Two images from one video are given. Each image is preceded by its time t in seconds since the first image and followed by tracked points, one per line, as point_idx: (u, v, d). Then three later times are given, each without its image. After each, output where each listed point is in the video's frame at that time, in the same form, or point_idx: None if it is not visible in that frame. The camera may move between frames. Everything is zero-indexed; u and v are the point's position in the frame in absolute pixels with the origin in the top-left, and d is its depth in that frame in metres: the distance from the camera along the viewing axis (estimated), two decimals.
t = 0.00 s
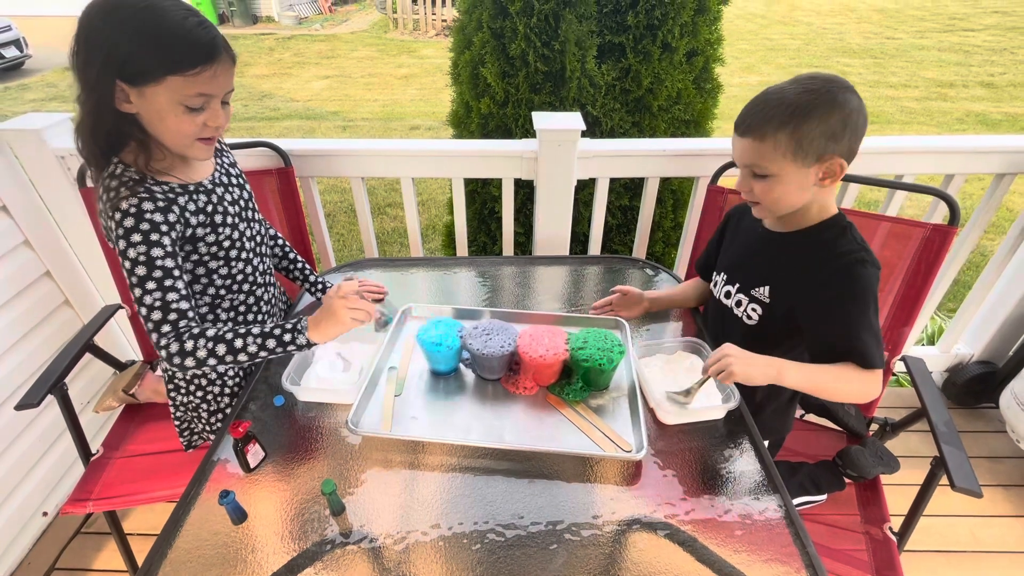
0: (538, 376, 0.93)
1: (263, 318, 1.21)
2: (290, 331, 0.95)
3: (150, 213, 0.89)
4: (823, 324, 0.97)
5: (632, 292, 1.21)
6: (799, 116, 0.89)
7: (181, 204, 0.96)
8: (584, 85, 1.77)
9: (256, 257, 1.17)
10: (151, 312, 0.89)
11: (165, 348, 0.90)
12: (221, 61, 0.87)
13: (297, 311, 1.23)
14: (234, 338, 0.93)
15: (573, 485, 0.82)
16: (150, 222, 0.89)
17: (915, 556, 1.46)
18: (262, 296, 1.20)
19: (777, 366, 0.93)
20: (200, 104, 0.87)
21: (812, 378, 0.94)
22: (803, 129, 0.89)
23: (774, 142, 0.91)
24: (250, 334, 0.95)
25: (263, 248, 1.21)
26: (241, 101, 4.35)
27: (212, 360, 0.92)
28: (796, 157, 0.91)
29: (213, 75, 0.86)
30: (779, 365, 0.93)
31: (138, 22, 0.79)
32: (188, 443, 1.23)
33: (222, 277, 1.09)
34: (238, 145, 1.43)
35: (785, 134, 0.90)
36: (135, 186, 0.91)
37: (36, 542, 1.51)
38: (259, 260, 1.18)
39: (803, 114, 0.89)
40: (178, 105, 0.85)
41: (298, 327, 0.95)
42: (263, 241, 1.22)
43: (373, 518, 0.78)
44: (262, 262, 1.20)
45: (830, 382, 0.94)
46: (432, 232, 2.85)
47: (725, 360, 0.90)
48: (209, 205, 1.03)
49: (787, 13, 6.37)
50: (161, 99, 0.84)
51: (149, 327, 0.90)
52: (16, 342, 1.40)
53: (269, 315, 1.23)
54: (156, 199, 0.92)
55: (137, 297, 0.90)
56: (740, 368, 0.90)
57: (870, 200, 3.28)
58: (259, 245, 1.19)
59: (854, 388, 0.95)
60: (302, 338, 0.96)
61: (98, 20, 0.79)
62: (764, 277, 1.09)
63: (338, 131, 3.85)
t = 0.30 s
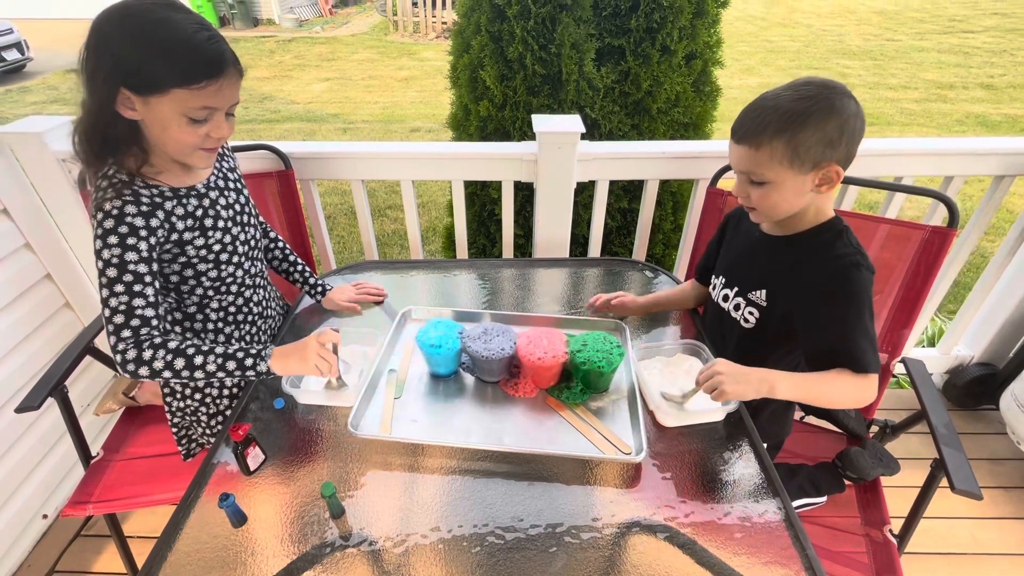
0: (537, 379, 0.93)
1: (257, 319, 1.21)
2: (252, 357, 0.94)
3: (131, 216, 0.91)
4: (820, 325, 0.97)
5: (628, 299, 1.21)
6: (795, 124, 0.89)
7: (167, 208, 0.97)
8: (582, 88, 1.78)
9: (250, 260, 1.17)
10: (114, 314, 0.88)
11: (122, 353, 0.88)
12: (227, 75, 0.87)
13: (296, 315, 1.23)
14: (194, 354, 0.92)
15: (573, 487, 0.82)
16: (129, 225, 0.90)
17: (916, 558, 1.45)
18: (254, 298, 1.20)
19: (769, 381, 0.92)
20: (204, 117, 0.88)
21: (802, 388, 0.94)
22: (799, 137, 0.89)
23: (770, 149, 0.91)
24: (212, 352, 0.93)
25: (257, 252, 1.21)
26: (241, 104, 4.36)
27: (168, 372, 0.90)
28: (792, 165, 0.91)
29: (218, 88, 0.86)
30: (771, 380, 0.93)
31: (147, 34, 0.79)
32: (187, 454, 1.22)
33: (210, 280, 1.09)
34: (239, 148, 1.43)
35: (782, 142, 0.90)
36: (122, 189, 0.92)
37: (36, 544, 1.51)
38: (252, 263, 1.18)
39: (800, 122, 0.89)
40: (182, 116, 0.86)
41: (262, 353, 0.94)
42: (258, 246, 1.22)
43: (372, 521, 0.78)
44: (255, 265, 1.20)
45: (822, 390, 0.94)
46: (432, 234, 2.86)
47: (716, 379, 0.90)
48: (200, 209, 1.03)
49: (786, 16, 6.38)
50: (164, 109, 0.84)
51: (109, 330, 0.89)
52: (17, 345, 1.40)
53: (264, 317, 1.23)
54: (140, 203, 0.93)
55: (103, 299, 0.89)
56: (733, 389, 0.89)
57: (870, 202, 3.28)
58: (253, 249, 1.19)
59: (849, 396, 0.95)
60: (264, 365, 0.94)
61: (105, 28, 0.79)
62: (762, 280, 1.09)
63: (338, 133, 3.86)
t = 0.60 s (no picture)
0: (536, 381, 0.93)
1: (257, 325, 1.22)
2: (239, 366, 0.95)
3: (121, 226, 0.91)
4: (820, 329, 0.97)
5: (626, 302, 1.21)
6: (786, 133, 0.88)
7: (160, 218, 0.98)
8: (580, 89, 1.78)
9: (248, 270, 1.18)
10: (99, 324, 0.88)
11: (106, 364, 0.89)
12: (226, 84, 0.87)
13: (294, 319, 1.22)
14: (178, 364, 0.92)
15: (573, 489, 0.82)
16: (119, 235, 0.90)
17: (917, 560, 1.45)
18: (253, 305, 1.20)
19: (780, 392, 0.92)
20: (203, 126, 0.87)
21: (815, 397, 0.93)
22: (791, 146, 0.89)
23: (762, 160, 0.91)
24: (196, 362, 0.93)
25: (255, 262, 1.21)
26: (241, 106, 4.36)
27: (153, 383, 0.90)
28: (784, 173, 0.91)
29: (218, 97, 0.86)
30: (784, 391, 0.92)
31: (146, 45, 0.79)
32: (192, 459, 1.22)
33: (205, 289, 1.10)
34: (239, 150, 1.43)
35: (774, 151, 0.90)
36: (114, 198, 0.92)
37: (35, 547, 1.50)
38: (250, 272, 1.18)
39: (790, 130, 0.88)
40: (180, 126, 0.86)
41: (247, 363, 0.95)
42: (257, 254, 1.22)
43: (371, 524, 0.78)
44: (253, 274, 1.20)
45: (833, 397, 0.94)
46: (432, 235, 2.86)
47: (727, 391, 0.89)
48: (194, 218, 1.04)
49: (785, 17, 6.39)
50: (162, 119, 0.84)
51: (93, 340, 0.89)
52: (16, 347, 1.40)
53: (265, 323, 1.24)
54: (132, 212, 0.93)
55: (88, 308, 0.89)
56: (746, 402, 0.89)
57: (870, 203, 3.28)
58: (251, 259, 1.19)
59: (860, 398, 0.95)
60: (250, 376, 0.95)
61: (103, 37, 0.79)
62: (757, 284, 1.08)
63: (338, 135, 3.86)
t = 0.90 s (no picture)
0: (536, 382, 0.93)
1: (256, 329, 1.22)
2: (227, 376, 0.96)
3: (110, 237, 0.91)
4: (821, 329, 0.97)
5: (626, 303, 1.20)
6: (785, 134, 0.88)
7: (151, 227, 0.98)
8: (580, 89, 1.78)
9: (245, 276, 1.18)
10: (89, 334, 0.90)
11: (97, 373, 0.91)
12: (222, 89, 0.88)
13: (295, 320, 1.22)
14: (167, 373, 0.95)
15: (573, 490, 0.82)
16: (108, 246, 0.91)
17: (917, 561, 1.45)
18: (251, 310, 1.20)
19: (789, 389, 0.92)
20: (200, 132, 0.89)
21: (823, 394, 0.93)
22: (790, 147, 0.89)
23: (761, 161, 0.91)
24: (185, 372, 0.96)
25: (253, 268, 1.21)
26: (242, 107, 4.37)
27: (142, 392, 0.93)
28: (784, 175, 0.91)
29: (215, 103, 0.87)
30: (791, 388, 0.92)
31: (142, 51, 0.79)
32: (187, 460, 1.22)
33: (200, 296, 1.10)
34: (239, 151, 1.43)
35: (773, 153, 0.90)
36: (105, 207, 0.92)
37: (35, 548, 1.50)
38: (247, 279, 1.18)
39: (789, 131, 0.88)
40: (177, 132, 0.87)
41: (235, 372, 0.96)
42: (255, 261, 1.22)
43: (370, 524, 0.78)
44: (251, 280, 1.20)
45: (843, 395, 0.93)
46: (432, 236, 2.86)
47: (735, 389, 0.89)
48: (187, 227, 1.03)
49: (785, 17, 6.40)
50: (158, 125, 0.85)
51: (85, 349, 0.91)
52: (16, 348, 1.40)
53: (264, 327, 1.24)
54: (121, 223, 0.93)
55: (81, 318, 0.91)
56: (754, 398, 0.89)
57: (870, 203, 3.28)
58: (249, 266, 1.19)
59: (867, 395, 0.94)
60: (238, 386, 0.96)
61: (95, 44, 0.79)
62: (758, 285, 1.08)
63: (339, 136, 3.87)
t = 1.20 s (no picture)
0: (536, 384, 0.93)
1: (257, 330, 1.23)
2: (241, 363, 1.00)
3: (111, 243, 0.92)
4: (823, 330, 0.97)
5: (626, 303, 1.20)
6: (789, 132, 0.89)
7: (150, 231, 0.98)
8: (581, 90, 1.78)
9: (245, 276, 1.18)
10: (104, 336, 0.92)
11: (117, 371, 0.94)
12: (221, 102, 0.88)
13: (297, 322, 1.23)
14: (187, 365, 0.98)
15: (573, 491, 0.82)
16: (111, 252, 0.92)
17: (918, 562, 1.45)
18: (252, 311, 1.20)
19: (792, 388, 0.92)
20: (197, 144, 0.89)
21: (827, 394, 0.93)
22: (793, 146, 0.89)
23: (764, 159, 0.91)
24: (203, 363, 0.99)
25: (252, 269, 1.21)
26: (243, 108, 4.37)
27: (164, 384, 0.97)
28: (786, 173, 0.91)
29: (213, 117, 0.88)
30: (796, 389, 0.92)
31: (141, 62, 0.80)
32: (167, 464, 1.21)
33: (201, 297, 1.10)
34: (241, 153, 1.44)
35: (776, 151, 0.90)
36: (102, 213, 0.92)
37: (37, 548, 1.51)
38: (247, 280, 1.19)
39: (794, 130, 0.88)
40: (174, 143, 0.87)
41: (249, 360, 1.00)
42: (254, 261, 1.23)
43: (371, 526, 0.78)
44: (250, 281, 1.20)
45: (846, 395, 0.93)
46: (433, 237, 2.86)
47: (740, 389, 0.89)
48: (186, 230, 1.04)
49: (785, 18, 6.40)
50: (155, 135, 0.85)
51: (100, 350, 0.94)
52: (18, 349, 1.41)
53: (264, 327, 1.24)
54: (121, 227, 0.93)
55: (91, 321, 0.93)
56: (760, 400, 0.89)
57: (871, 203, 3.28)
58: (248, 266, 1.19)
59: (871, 395, 0.94)
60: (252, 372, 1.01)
61: (95, 53, 0.79)
62: (760, 286, 1.08)
63: (340, 137, 3.87)
